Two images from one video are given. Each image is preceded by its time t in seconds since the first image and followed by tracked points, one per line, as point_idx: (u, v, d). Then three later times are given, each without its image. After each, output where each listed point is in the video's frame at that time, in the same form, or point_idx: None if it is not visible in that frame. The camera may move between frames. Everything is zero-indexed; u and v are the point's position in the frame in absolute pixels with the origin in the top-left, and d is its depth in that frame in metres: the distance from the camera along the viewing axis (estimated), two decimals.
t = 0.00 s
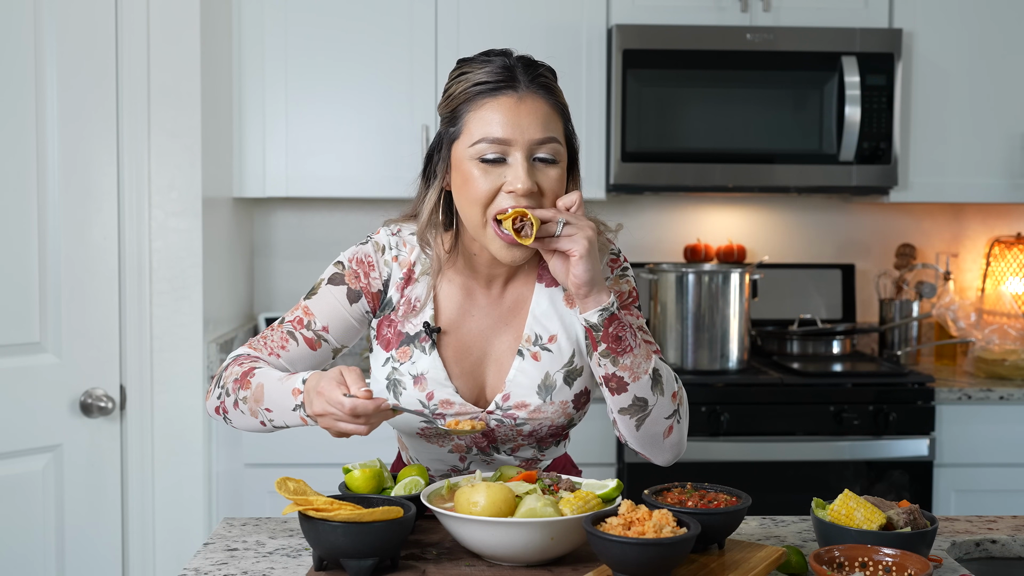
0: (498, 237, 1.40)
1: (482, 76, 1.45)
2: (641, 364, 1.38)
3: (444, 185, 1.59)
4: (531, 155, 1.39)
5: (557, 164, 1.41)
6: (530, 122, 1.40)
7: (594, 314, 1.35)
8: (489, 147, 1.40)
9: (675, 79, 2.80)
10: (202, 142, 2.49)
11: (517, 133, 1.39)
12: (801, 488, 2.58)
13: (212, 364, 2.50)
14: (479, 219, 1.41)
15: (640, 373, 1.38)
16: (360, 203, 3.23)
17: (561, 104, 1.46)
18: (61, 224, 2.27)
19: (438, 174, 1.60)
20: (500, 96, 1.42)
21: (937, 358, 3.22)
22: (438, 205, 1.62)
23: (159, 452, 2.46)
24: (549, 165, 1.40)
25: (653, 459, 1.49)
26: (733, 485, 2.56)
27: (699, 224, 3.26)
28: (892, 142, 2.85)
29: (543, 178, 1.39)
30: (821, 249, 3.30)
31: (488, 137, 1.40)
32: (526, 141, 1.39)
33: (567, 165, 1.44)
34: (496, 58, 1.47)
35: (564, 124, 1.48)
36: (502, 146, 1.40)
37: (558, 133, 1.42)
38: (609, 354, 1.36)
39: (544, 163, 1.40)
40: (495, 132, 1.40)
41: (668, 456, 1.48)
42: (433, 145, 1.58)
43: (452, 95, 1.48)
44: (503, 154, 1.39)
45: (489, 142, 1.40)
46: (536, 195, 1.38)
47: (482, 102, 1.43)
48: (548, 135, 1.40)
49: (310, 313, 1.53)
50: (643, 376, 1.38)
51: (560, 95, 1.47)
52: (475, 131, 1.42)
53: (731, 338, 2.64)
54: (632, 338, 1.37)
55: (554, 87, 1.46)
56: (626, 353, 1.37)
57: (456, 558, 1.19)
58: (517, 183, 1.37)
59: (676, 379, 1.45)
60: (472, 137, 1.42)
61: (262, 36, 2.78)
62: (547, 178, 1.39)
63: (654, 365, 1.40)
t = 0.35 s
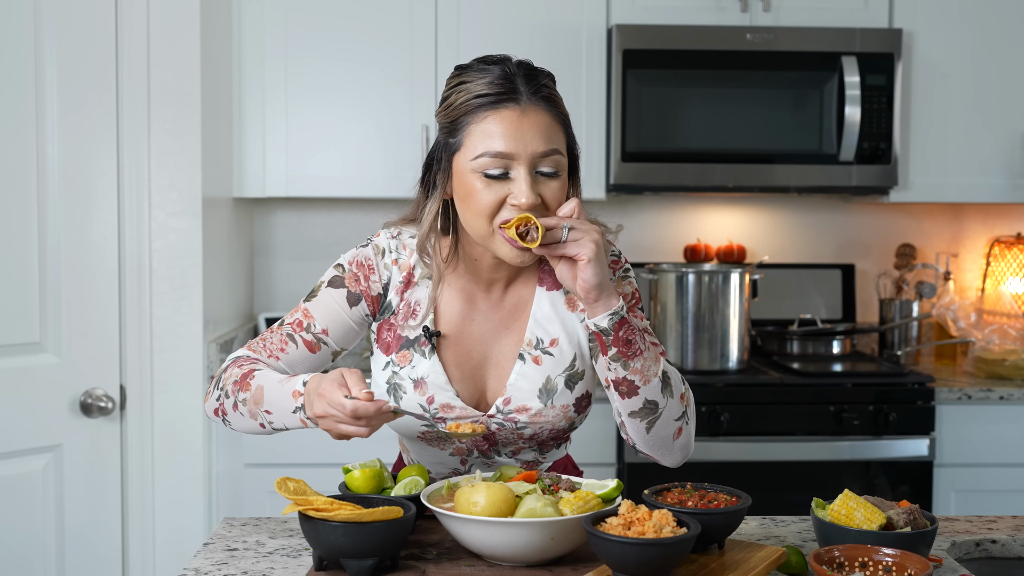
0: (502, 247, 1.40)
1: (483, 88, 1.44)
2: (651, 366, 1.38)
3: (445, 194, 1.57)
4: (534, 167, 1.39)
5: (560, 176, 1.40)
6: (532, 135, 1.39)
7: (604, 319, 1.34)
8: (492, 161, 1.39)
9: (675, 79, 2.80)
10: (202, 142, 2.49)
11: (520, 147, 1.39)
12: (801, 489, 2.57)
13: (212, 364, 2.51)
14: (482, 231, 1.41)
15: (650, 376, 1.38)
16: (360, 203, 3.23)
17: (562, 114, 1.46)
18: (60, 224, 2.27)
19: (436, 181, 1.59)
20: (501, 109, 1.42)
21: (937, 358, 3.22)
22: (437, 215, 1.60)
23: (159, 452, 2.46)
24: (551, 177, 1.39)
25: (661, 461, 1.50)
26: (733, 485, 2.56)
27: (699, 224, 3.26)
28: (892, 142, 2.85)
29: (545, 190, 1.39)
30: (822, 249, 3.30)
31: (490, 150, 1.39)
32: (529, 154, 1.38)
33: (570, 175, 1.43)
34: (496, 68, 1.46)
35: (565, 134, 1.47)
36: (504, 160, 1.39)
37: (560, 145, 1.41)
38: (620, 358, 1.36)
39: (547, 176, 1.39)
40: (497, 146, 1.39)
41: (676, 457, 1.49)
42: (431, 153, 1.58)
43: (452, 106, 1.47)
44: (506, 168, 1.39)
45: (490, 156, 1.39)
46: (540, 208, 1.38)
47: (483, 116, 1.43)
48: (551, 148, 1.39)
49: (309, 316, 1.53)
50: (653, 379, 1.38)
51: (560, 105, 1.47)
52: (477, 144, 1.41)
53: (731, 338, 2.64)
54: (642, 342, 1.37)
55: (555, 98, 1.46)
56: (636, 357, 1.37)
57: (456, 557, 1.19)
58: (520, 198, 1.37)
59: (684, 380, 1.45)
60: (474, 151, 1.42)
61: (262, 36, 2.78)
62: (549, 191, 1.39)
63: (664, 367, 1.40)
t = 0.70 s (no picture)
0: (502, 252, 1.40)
1: (478, 91, 1.44)
2: (652, 369, 1.38)
3: (443, 198, 1.57)
4: (531, 172, 1.39)
5: (557, 179, 1.40)
6: (528, 139, 1.39)
7: (605, 323, 1.34)
8: (488, 166, 1.39)
9: (675, 79, 2.80)
10: (202, 142, 2.49)
11: (516, 151, 1.39)
12: (801, 489, 2.58)
13: (212, 364, 2.51)
14: (481, 236, 1.41)
15: (650, 379, 1.38)
16: (360, 203, 3.23)
17: (559, 116, 1.46)
18: (60, 224, 2.27)
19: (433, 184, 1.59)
20: (497, 112, 1.42)
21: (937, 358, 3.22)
22: (437, 217, 1.59)
23: (159, 452, 2.46)
24: (548, 181, 1.39)
25: (661, 462, 1.50)
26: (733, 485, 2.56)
27: (699, 224, 3.26)
28: (892, 142, 2.85)
29: (542, 194, 1.39)
30: (821, 250, 3.30)
31: (486, 155, 1.39)
32: (525, 158, 1.38)
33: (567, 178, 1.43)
34: (492, 72, 1.46)
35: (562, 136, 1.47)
36: (501, 164, 1.39)
37: (557, 148, 1.41)
38: (621, 362, 1.36)
39: (543, 180, 1.39)
40: (493, 150, 1.40)
41: (676, 458, 1.49)
42: (428, 157, 1.57)
43: (448, 111, 1.47)
44: (502, 173, 1.39)
45: (487, 161, 1.39)
46: (536, 212, 1.38)
47: (479, 120, 1.43)
48: (547, 151, 1.39)
49: (310, 316, 1.54)
50: (653, 382, 1.38)
51: (557, 107, 1.46)
52: (474, 148, 1.41)
53: (731, 338, 2.64)
54: (642, 346, 1.37)
55: (551, 100, 1.46)
56: (637, 360, 1.36)
57: (456, 557, 1.19)
58: (517, 202, 1.37)
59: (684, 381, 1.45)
60: (470, 155, 1.42)
61: (262, 36, 2.78)
62: (546, 194, 1.39)
63: (664, 369, 1.40)
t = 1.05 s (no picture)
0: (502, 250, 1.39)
1: (480, 88, 1.45)
2: (646, 364, 1.38)
3: (444, 198, 1.57)
4: (532, 168, 1.39)
5: (558, 176, 1.40)
6: (529, 135, 1.39)
7: (600, 319, 1.33)
8: (490, 162, 1.39)
9: (675, 79, 2.80)
10: (202, 142, 2.49)
11: (517, 147, 1.39)
12: (801, 488, 2.58)
13: (212, 364, 2.51)
14: (482, 234, 1.41)
15: (645, 375, 1.38)
16: (360, 203, 3.23)
17: (560, 113, 1.46)
18: (61, 224, 2.27)
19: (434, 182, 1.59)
20: (498, 108, 1.42)
21: (937, 358, 3.22)
22: (438, 217, 1.61)
23: (159, 452, 2.46)
24: (549, 177, 1.40)
25: (659, 457, 1.50)
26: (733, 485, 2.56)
27: (699, 224, 3.26)
28: (892, 142, 2.85)
29: (543, 191, 1.39)
30: (821, 250, 3.30)
31: (488, 151, 1.39)
32: (527, 154, 1.39)
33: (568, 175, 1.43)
34: (494, 69, 1.46)
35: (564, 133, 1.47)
36: (502, 160, 1.39)
37: (558, 144, 1.41)
38: (615, 358, 1.36)
39: (545, 176, 1.39)
40: (495, 146, 1.40)
41: (674, 454, 1.49)
42: (432, 156, 1.57)
43: (451, 108, 1.47)
44: (504, 169, 1.39)
45: (489, 157, 1.39)
46: (537, 208, 1.38)
47: (480, 116, 1.43)
48: (548, 147, 1.40)
49: (309, 312, 1.54)
50: (648, 378, 1.38)
51: (558, 104, 1.47)
52: (475, 145, 1.42)
53: (731, 338, 2.64)
54: (637, 341, 1.37)
55: (553, 97, 1.46)
56: (631, 356, 1.36)
57: (456, 557, 1.19)
58: (519, 198, 1.37)
59: (679, 377, 1.45)
60: (472, 152, 1.42)
61: (262, 36, 2.78)
62: (547, 191, 1.39)
63: (658, 364, 1.40)
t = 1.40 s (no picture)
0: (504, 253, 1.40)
1: (479, 91, 1.44)
2: (651, 369, 1.38)
3: (443, 199, 1.57)
4: (531, 172, 1.39)
5: (557, 180, 1.40)
6: (528, 140, 1.39)
7: (605, 324, 1.33)
8: (489, 166, 1.39)
9: (675, 79, 2.80)
10: (202, 142, 2.48)
11: (516, 152, 1.39)
12: (801, 488, 2.58)
13: (212, 364, 2.51)
14: (484, 237, 1.41)
15: (649, 380, 1.38)
16: (360, 203, 3.23)
17: (558, 116, 1.46)
18: (61, 224, 2.27)
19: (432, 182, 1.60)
20: (497, 112, 1.42)
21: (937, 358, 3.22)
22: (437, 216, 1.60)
23: (159, 452, 2.46)
24: (548, 181, 1.39)
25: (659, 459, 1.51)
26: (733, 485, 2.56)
27: (699, 224, 3.26)
28: (892, 142, 2.85)
29: (542, 195, 1.39)
30: (821, 250, 3.30)
31: (487, 155, 1.39)
32: (525, 159, 1.38)
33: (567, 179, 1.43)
34: (492, 72, 1.46)
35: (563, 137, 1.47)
36: (501, 165, 1.39)
37: (557, 148, 1.41)
38: (620, 363, 1.35)
39: (544, 180, 1.39)
40: (494, 151, 1.39)
41: (674, 456, 1.49)
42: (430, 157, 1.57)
43: (450, 111, 1.47)
44: (503, 173, 1.39)
45: (488, 161, 1.39)
46: (537, 213, 1.38)
47: (479, 120, 1.43)
48: (547, 152, 1.39)
49: (308, 312, 1.53)
50: (652, 382, 1.38)
51: (557, 107, 1.46)
52: (474, 149, 1.41)
53: (731, 338, 2.64)
54: (643, 347, 1.37)
55: (551, 100, 1.45)
56: (636, 361, 1.36)
57: (456, 557, 1.19)
58: (518, 203, 1.37)
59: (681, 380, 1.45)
60: (471, 155, 1.41)
61: (262, 36, 2.78)
62: (546, 195, 1.39)
63: (663, 369, 1.40)
